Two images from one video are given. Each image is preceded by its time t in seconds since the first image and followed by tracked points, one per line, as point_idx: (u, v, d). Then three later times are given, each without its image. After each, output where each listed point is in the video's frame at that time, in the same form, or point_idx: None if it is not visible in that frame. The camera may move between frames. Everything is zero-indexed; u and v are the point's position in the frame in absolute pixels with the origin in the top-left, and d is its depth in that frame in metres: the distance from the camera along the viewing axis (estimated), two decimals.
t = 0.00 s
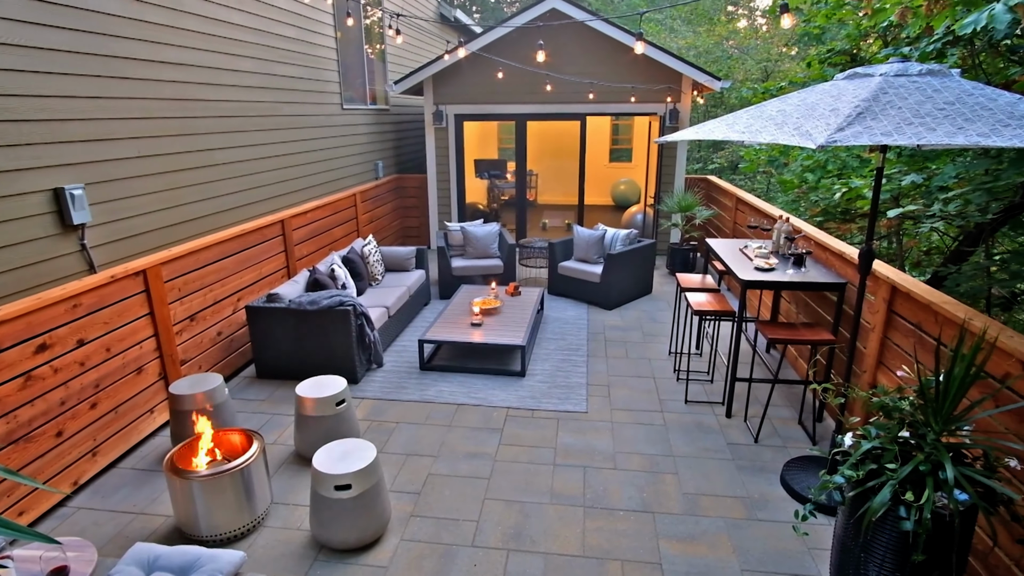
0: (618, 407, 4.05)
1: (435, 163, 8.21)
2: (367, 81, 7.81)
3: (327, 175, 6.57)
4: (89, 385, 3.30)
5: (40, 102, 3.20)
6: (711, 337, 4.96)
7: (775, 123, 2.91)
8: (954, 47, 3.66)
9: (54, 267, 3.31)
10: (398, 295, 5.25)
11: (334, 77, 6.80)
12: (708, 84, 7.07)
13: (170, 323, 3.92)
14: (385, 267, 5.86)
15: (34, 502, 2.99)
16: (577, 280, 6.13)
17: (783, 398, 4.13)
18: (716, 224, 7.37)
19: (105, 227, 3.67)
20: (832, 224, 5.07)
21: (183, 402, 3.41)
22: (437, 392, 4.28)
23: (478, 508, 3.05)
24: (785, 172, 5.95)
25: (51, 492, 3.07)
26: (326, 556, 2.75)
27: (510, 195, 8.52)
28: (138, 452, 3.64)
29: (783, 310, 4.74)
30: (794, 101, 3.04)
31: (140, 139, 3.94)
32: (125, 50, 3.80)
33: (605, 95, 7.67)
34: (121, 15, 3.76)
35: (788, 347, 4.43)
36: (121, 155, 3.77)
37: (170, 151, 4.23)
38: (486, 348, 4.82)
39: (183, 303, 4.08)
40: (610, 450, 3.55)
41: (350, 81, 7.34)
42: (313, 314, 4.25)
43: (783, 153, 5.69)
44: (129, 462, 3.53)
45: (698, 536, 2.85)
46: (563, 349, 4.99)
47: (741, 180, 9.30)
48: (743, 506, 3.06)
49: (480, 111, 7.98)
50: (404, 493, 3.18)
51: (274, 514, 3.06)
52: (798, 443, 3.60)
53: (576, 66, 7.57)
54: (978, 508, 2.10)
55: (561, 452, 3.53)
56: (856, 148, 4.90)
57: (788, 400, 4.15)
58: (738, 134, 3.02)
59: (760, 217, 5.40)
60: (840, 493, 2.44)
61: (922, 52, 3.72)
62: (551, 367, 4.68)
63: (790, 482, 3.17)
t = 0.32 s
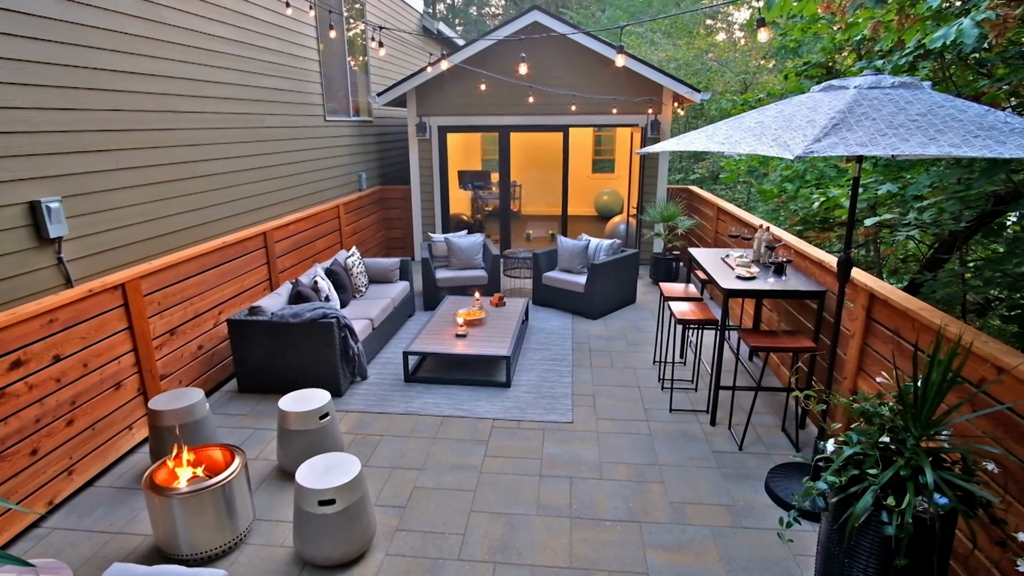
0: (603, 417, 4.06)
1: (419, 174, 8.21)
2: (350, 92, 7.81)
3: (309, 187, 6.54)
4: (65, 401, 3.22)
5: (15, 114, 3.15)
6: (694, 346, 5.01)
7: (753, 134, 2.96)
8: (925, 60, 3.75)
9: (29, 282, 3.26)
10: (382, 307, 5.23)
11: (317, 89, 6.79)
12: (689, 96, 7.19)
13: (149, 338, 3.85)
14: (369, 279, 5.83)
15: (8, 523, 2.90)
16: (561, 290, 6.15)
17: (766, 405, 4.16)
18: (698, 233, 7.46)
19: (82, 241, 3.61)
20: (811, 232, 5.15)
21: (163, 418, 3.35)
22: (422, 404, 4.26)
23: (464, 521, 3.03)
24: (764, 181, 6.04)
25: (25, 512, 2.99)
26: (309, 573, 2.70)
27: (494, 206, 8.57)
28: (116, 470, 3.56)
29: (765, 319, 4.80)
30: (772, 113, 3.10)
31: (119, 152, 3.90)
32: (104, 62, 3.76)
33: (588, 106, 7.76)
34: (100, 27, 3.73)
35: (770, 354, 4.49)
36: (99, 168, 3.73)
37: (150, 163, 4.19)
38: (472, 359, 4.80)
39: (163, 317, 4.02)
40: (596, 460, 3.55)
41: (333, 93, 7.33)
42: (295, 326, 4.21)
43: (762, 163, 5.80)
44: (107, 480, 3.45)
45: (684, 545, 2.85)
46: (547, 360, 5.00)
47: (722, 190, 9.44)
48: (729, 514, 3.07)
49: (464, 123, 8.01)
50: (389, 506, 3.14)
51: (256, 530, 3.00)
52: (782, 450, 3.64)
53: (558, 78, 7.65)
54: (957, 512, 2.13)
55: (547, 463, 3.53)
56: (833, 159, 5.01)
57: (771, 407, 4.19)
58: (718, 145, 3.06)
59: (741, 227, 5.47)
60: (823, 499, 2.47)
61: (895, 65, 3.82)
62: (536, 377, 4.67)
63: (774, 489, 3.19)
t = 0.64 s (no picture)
0: (595, 424, 4.06)
1: (409, 182, 8.21)
2: (338, 101, 7.81)
3: (298, 196, 6.52)
4: (51, 415, 3.18)
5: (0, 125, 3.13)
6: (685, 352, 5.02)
7: (739, 141, 2.98)
8: (907, 68, 3.79)
9: (13, 294, 3.22)
10: (372, 316, 5.21)
11: (305, 98, 6.79)
12: (676, 104, 7.25)
13: (136, 349, 3.81)
14: (359, 288, 5.81)
15: None
16: (551, 297, 6.16)
17: (757, 410, 4.18)
18: (688, 240, 7.51)
19: (67, 252, 3.57)
20: (798, 238, 5.20)
21: (150, 431, 3.31)
22: (414, 413, 4.24)
23: (457, 530, 3.01)
24: (752, 188, 6.11)
25: (9, 529, 2.94)
26: None
27: (483, 215, 8.59)
28: (103, 484, 3.51)
29: (755, 324, 4.83)
30: (757, 120, 3.13)
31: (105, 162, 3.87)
32: (91, 72, 3.74)
33: (577, 114, 7.81)
34: (87, 37, 3.71)
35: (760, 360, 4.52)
36: (86, 179, 3.70)
37: (137, 173, 4.16)
38: (463, 367, 4.80)
39: (151, 328, 3.98)
40: (588, 467, 3.55)
41: (322, 102, 7.33)
42: (285, 336, 4.18)
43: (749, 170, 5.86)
44: (93, 495, 3.40)
45: (677, 552, 2.85)
46: (539, 367, 4.99)
47: (710, 197, 9.53)
48: (721, 519, 3.07)
49: (454, 131, 8.03)
50: (381, 517, 3.12)
51: (246, 543, 2.96)
52: (773, 455, 3.65)
53: (547, 86, 7.70)
54: (947, 514, 2.15)
55: (540, 471, 3.52)
56: (818, 165, 5.08)
57: (761, 412, 4.21)
58: (705, 152, 3.09)
59: (730, 232, 5.52)
60: (815, 503, 2.48)
61: (878, 73, 3.88)
62: (528, 385, 4.67)
63: (766, 494, 3.20)
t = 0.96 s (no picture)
0: (589, 429, 4.06)
1: (401, 189, 8.21)
2: (330, 108, 7.82)
3: (290, 203, 6.50)
4: (40, 425, 3.14)
5: None
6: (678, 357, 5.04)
7: (730, 146, 3.00)
8: (895, 74, 3.84)
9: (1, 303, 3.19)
10: (365, 323, 5.20)
11: (297, 105, 6.78)
12: (667, 110, 7.31)
13: (127, 358, 3.78)
14: (351, 295, 5.79)
15: None
16: (544, 303, 6.16)
17: (750, 414, 4.20)
18: (680, 245, 7.55)
19: (56, 261, 3.55)
20: (790, 242, 5.23)
21: (141, 440, 3.28)
22: (407, 420, 4.23)
23: (451, 538, 2.99)
24: (743, 193, 6.16)
25: None
26: None
27: (476, 220, 8.54)
28: (92, 495, 3.47)
29: (747, 328, 4.86)
30: (747, 126, 3.15)
31: (96, 170, 3.85)
32: (80, 80, 3.72)
33: (569, 120, 7.86)
34: (77, 44, 3.70)
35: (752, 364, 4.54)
36: (76, 187, 3.68)
37: (127, 181, 4.14)
38: (456, 374, 4.78)
39: (141, 337, 3.94)
40: (582, 473, 3.54)
41: (314, 109, 7.33)
42: (276, 344, 4.16)
43: (740, 175, 5.91)
44: (83, 506, 3.36)
45: (672, 557, 2.84)
46: (533, 373, 4.99)
47: (702, 202, 9.60)
48: (715, 523, 3.07)
49: (447, 138, 8.04)
50: (374, 525, 3.10)
51: (238, 553, 2.93)
52: (766, 458, 3.66)
53: (539, 92, 7.75)
54: (939, 516, 2.16)
55: (534, 477, 3.51)
56: (809, 169, 5.16)
57: (754, 416, 4.23)
58: (697, 158, 3.11)
59: (721, 237, 5.55)
60: (808, 506, 2.48)
61: (865, 78, 3.93)
62: (521, 391, 4.67)
63: (760, 498, 3.21)
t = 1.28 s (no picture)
0: (583, 433, 4.06)
1: (395, 193, 8.20)
2: (324, 113, 7.81)
3: (283, 207, 6.48)
4: (29, 431, 3.11)
5: None
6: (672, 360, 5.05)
7: (723, 151, 3.01)
8: (884, 79, 3.86)
9: None
10: (358, 327, 5.18)
11: (290, 108, 6.77)
12: (661, 114, 7.36)
13: (118, 363, 3.75)
14: (345, 299, 5.78)
15: None
16: (538, 306, 6.17)
17: (744, 418, 4.21)
18: (673, 249, 7.57)
19: (47, 265, 3.52)
20: (782, 246, 5.26)
21: (132, 445, 3.26)
22: (401, 425, 4.22)
23: (445, 543, 2.98)
24: (736, 197, 6.20)
25: None
26: None
27: (470, 224, 8.54)
28: (82, 502, 3.43)
29: (741, 331, 4.88)
30: (740, 130, 3.17)
31: (87, 174, 3.83)
32: (71, 83, 3.70)
33: (563, 125, 7.89)
34: (68, 48, 3.68)
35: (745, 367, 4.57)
36: (67, 190, 3.66)
37: (119, 185, 4.11)
38: (450, 378, 4.77)
39: (133, 341, 3.92)
40: (577, 477, 3.54)
41: (308, 113, 7.32)
42: (270, 348, 4.15)
43: (733, 179, 5.95)
44: (73, 512, 3.33)
45: (666, 560, 2.84)
46: (527, 377, 5.00)
47: (695, 206, 9.66)
48: (710, 527, 3.07)
49: (441, 142, 8.05)
50: (368, 530, 3.08)
51: (230, 559, 2.91)
52: (760, 462, 3.67)
53: (532, 97, 7.77)
54: (930, 518, 2.17)
55: (528, 482, 3.51)
56: (801, 174, 5.19)
57: (748, 419, 4.24)
58: (689, 162, 3.12)
59: (714, 241, 5.58)
60: (801, 509, 2.48)
61: (857, 84, 3.96)
62: (516, 395, 4.66)
63: (753, 501, 3.21)
